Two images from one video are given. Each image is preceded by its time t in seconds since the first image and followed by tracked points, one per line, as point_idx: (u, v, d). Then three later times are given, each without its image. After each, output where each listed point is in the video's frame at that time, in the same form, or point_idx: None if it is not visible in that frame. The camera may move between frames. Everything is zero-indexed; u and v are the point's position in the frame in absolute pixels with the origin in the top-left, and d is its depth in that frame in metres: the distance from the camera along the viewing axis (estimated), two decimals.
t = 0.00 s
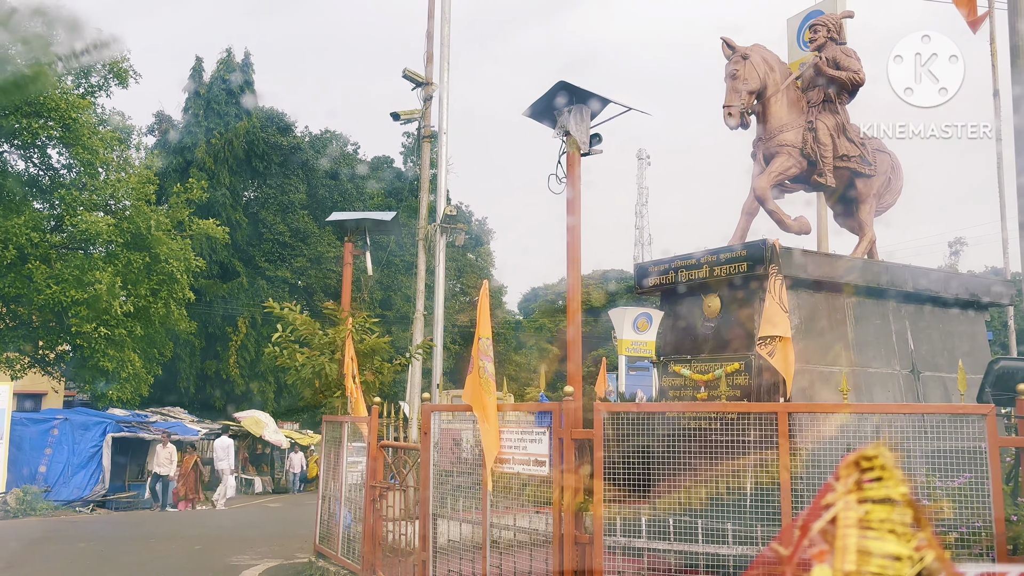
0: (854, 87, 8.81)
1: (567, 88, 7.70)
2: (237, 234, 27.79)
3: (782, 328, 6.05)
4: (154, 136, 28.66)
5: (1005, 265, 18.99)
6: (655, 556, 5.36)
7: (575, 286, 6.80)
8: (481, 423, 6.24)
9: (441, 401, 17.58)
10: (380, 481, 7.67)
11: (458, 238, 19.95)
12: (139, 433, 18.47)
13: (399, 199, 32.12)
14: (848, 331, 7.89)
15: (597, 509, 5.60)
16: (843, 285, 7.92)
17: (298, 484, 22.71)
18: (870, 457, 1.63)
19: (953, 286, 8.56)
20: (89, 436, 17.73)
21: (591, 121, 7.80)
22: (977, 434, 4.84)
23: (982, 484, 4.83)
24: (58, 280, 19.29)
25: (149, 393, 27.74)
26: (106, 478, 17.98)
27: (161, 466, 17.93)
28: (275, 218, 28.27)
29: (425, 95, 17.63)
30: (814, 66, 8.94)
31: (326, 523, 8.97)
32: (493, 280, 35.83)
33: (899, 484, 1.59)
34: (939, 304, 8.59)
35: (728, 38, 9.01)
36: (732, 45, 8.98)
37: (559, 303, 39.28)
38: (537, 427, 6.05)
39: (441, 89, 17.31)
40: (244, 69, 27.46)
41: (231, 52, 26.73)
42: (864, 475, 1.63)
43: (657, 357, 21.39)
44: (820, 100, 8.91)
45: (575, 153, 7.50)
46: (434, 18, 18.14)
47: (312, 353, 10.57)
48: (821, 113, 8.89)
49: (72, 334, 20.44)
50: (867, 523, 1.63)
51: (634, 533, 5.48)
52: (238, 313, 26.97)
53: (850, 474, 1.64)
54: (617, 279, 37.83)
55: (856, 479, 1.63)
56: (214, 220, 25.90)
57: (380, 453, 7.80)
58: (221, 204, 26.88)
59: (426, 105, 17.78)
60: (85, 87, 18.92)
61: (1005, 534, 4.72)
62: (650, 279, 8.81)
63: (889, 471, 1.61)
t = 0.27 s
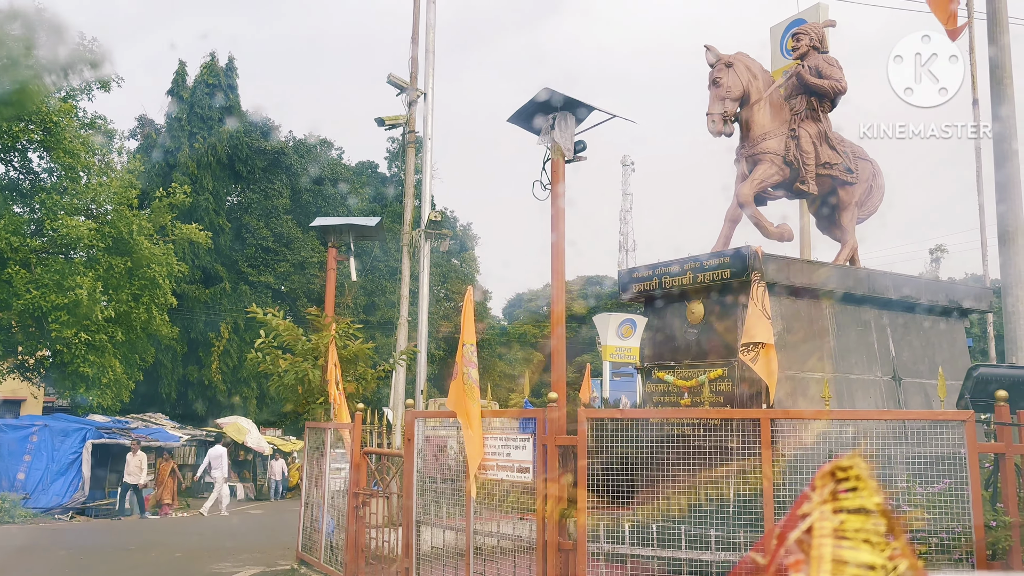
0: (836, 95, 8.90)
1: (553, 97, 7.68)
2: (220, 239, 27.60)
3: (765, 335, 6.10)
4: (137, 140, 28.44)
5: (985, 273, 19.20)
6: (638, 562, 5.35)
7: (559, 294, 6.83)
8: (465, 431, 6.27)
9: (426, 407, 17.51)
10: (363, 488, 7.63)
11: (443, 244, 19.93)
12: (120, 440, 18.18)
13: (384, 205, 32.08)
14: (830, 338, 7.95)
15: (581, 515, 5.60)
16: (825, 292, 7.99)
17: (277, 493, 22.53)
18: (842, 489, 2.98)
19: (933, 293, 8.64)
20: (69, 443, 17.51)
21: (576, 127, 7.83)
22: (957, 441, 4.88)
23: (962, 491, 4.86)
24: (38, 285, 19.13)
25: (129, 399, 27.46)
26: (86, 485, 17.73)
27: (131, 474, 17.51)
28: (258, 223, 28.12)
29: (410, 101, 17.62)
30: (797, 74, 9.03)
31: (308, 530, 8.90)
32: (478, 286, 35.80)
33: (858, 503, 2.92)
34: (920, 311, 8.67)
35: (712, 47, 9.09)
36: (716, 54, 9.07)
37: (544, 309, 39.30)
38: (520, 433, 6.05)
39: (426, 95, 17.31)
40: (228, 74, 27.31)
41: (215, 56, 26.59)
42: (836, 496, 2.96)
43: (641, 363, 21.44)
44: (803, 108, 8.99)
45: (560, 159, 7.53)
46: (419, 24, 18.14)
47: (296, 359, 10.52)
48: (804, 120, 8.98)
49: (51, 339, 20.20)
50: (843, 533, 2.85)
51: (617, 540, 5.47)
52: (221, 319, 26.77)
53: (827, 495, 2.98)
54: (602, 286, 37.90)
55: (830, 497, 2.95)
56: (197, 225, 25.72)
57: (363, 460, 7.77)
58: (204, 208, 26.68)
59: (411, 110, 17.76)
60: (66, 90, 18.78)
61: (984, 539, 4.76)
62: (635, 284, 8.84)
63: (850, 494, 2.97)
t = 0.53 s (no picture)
0: (820, 101, 8.97)
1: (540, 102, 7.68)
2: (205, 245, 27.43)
3: (749, 341, 6.13)
4: (121, 145, 28.24)
5: (968, 278, 19.37)
6: (624, 568, 5.34)
7: (546, 300, 6.83)
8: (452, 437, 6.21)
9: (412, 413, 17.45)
10: (349, 494, 7.59)
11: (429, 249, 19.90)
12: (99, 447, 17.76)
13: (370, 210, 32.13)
14: (816, 343, 7.99)
15: (568, 521, 5.57)
16: (811, 297, 8.03)
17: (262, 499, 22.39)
18: (821, 475, 1.66)
19: (917, 299, 8.71)
20: (51, 450, 17.28)
21: (561, 133, 7.83)
22: (940, 445, 4.93)
23: (945, 495, 4.92)
24: (20, 291, 18.96)
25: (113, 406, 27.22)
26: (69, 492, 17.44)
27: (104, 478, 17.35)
28: (243, 228, 28.00)
29: (396, 106, 17.60)
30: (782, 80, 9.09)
31: (293, 537, 8.84)
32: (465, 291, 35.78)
33: (848, 499, 1.64)
34: (904, 317, 8.75)
35: (698, 53, 9.14)
36: (702, 60, 9.11)
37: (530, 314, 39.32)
38: (507, 439, 6.03)
39: (412, 100, 17.29)
40: (213, 79, 27.19)
41: (200, 61, 26.45)
42: (815, 491, 1.65)
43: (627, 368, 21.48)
44: (787, 114, 9.04)
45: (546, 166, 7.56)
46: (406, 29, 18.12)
47: (281, 365, 10.46)
48: (788, 127, 9.03)
49: (33, 345, 19.99)
50: (818, 535, 1.64)
51: (603, 546, 5.45)
52: (206, 325, 26.58)
53: (800, 491, 1.67)
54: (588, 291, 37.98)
55: (807, 494, 1.66)
56: (182, 230, 25.57)
57: (349, 466, 7.73)
58: (189, 213, 26.50)
59: (397, 116, 17.74)
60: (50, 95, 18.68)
61: (967, 543, 4.82)
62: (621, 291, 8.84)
63: (837, 487, 1.64)
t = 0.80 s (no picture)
0: (809, 107, 9.02)
1: (529, 108, 7.70)
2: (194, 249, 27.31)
3: (739, 345, 6.14)
4: (109, 149, 28.10)
5: (955, 282, 19.50)
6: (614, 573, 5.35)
7: (535, 306, 6.81)
8: (442, 442, 6.18)
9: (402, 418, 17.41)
10: (338, 500, 7.54)
11: (420, 253, 19.88)
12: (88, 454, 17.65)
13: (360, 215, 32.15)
14: (804, 348, 8.02)
15: (558, 527, 5.56)
16: (798, 302, 8.06)
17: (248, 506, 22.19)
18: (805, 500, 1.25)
19: (905, 304, 8.76)
20: (38, 456, 17.21)
21: (551, 139, 7.84)
22: (928, 449, 4.95)
23: (934, 499, 4.92)
24: (7, 296, 18.81)
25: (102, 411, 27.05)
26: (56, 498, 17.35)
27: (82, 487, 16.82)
28: (232, 233, 27.94)
29: (386, 111, 17.59)
30: (771, 86, 9.13)
31: (283, 542, 8.78)
32: (455, 296, 35.76)
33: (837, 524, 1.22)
34: (892, 321, 8.79)
35: (687, 59, 9.18)
36: (691, 65, 9.15)
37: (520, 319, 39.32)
38: (497, 444, 6.02)
39: (402, 105, 17.29)
40: (203, 83, 27.08)
41: (189, 65, 26.36)
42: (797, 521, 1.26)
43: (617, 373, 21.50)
44: (776, 120, 9.09)
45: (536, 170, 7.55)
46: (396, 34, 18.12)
47: (270, 370, 10.42)
48: (777, 132, 9.07)
49: (21, 350, 19.83)
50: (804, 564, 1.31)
51: (593, 551, 5.45)
52: (195, 330, 26.44)
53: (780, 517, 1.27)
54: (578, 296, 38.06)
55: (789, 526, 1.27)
56: (171, 234, 25.44)
57: (338, 472, 7.69)
58: (178, 218, 26.37)
59: (387, 120, 17.73)
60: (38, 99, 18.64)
61: (955, 547, 4.83)
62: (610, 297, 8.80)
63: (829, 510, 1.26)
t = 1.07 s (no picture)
0: (802, 111, 9.05)
1: (522, 112, 7.73)
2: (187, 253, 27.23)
3: (733, 348, 6.13)
4: (102, 152, 28.00)
5: (947, 286, 19.61)
6: None
7: (529, 310, 6.80)
8: (434, 446, 6.23)
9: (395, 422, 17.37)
10: (332, 505, 7.51)
11: (413, 257, 19.87)
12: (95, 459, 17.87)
13: (354, 219, 32.12)
14: (797, 352, 8.04)
15: (551, 531, 5.55)
16: (791, 305, 8.08)
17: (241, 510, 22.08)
18: (796, 490, 2.63)
19: (898, 307, 8.79)
20: (29, 461, 17.14)
21: (545, 143, 7.85)
22: (921, 452, 4.96)
23: (926, 502, 4.94)
24: None
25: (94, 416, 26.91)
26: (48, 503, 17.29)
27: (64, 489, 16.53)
28: (225, 236, 27.86)
29: (380, 114, 17.59)
30: (763, 90, 9.16)
31: (276, 547, 8.73)
32: (449, 300, 35.76)
33: (818, 511, 2.59)
34: (884, 324, 8.82)
35: (680, 63, 9.19)
36: (684, 69, 9.16)
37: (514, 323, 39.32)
38: (490, 448, 6.01)
39: (396, 109, 17.29)
40: (196, 86, 27.01)
41: (182, 69, 26.28)
42: (790, 503, 2.61)
43: (611, 377, 21.53)
44: (769, 124, 9.12)
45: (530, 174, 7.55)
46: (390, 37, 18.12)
47: (263, 374, 10.37)
48: (770, 136, 9.11)
49: (12, 354, 19.72)
50: (792, 541, 2.55)
51: (587, 555, 5.45)
52: (188, 333, 26.35)
53: (778, 505, 2.61)
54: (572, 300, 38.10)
55: (783, 506, 2.60)
56: (164, 238, 25.35)
57: (332, 476, 7.67)
58: (170, 221, 26.29)
59: (381, 124, 17.73)
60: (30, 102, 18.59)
61: (948, 550, 4.85)
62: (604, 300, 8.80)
63: (808, 501, 2.59)
